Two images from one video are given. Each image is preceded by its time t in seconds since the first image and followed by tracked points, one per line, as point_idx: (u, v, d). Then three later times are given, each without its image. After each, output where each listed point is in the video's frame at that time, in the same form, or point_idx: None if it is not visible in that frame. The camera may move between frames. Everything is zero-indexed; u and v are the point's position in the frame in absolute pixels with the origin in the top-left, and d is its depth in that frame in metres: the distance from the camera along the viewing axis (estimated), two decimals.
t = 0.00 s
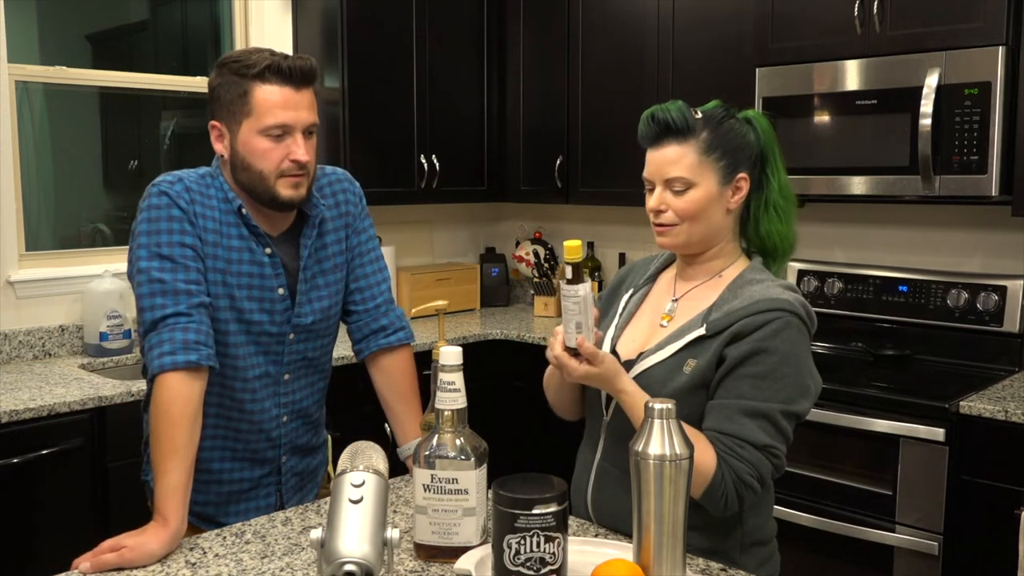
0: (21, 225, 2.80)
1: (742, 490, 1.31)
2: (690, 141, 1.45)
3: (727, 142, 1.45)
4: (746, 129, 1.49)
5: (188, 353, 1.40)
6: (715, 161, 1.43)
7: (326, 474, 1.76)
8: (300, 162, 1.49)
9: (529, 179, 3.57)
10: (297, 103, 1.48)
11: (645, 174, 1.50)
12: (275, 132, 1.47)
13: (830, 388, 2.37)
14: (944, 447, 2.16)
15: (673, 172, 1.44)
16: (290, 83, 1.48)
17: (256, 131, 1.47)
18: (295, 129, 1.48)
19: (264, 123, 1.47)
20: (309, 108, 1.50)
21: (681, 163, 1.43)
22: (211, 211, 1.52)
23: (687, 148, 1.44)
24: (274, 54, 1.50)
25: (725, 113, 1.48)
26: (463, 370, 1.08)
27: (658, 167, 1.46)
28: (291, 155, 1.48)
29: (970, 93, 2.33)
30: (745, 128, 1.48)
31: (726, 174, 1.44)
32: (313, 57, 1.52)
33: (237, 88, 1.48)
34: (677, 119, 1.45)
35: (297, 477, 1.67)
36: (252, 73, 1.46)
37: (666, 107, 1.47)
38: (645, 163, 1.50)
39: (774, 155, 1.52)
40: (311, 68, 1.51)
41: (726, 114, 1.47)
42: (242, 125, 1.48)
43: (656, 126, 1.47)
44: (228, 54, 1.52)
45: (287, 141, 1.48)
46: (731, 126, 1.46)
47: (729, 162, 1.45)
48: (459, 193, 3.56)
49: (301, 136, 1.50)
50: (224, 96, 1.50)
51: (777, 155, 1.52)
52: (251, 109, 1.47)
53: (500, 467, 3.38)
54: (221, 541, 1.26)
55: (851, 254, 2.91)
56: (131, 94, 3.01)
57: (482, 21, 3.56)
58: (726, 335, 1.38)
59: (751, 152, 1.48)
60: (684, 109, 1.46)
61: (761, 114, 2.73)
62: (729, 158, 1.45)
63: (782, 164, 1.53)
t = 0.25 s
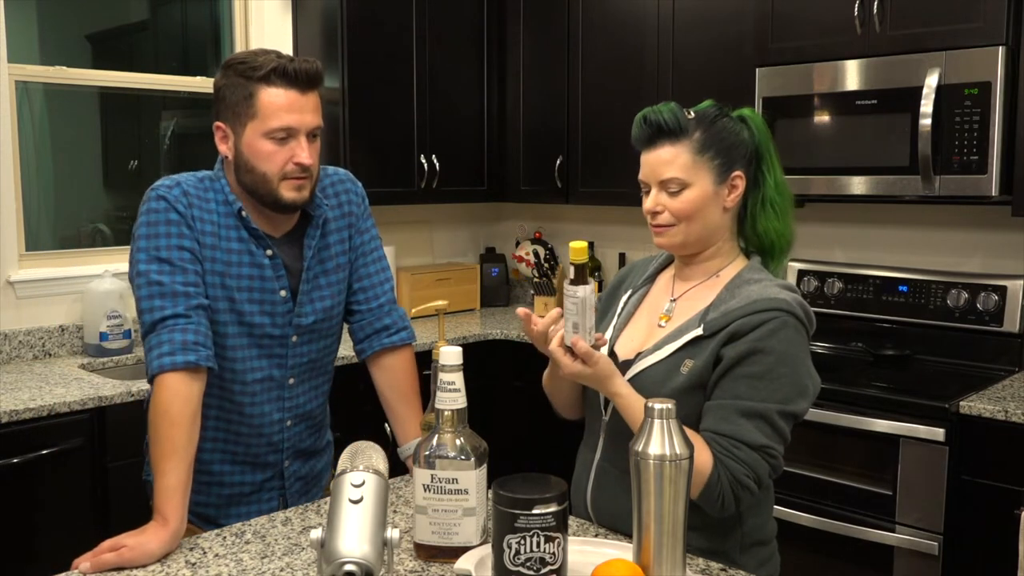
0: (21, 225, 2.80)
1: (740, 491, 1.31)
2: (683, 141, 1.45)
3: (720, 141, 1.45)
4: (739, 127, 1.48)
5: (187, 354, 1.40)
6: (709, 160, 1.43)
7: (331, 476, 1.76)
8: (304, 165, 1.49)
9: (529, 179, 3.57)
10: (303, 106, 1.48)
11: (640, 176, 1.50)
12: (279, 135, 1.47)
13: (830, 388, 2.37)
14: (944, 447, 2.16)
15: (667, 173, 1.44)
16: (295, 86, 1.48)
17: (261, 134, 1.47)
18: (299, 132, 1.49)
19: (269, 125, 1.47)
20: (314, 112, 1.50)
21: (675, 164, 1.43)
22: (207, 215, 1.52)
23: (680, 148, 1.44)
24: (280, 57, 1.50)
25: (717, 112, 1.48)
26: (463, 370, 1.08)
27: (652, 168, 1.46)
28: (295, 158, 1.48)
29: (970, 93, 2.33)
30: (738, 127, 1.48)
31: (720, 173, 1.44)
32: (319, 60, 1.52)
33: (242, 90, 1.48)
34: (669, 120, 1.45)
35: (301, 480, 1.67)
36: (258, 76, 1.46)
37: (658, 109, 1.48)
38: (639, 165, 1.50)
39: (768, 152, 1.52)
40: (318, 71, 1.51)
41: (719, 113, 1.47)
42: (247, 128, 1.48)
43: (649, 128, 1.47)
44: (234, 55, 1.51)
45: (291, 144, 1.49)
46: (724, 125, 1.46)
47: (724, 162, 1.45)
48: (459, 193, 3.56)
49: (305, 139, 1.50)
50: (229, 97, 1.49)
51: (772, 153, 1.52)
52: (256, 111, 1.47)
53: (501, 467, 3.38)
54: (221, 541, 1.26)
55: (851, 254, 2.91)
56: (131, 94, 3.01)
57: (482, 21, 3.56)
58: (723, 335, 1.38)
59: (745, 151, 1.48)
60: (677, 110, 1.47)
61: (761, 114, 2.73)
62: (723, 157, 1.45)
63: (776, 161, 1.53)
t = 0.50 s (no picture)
0: (21, 225, 2.80)
1: (739, 491, 1.31)
2: (674, 142, 1.45)
3: (713, 142, 1.45)
4: (733, 127, 1.48)
5: (182, 354, 1.40)
6: (699, 160, 1.43)
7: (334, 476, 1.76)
8: (298, 167, 1.49)
9: (529, 179, 3.57)
10: (297, 108, 1.49)
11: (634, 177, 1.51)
12: (273, 137, 1.48)
13: (829, 388, 2.37)
14: (944, 447, 2.16)
15: (658, 174, 1.45)
16: (290, 88, 1.48)
17: (254, 135, 1.48)
18: (293, 134, 1.49)
19: (263, 127, 1.47)
20: (308, 114, 1.50)
21: (665, 165, 1.44)
22: (197, 216, 1.52)
23: (671, 149, 1.45)
24: (276, 59, 1.50)
25: (711, 112, 1.48)
26: (463, 370, 1.08)
27: (644, 169, 1.47)
28: (289, 160, 1.48)
29: (970, 93, 2.33)
30: (732, 127, 1.48)
31: (712, 173, 1.44)
32: (314, 63, 1.52)
33: (237, 92, 1.48)
34: (660, 121, 1.46)
35: (304, 481, 1.67)
36: (252, 77, 1.46)
37: (651, 110, 1.48)
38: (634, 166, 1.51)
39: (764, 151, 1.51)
40: (312, 74, 1.51)
41: (712, 113, 1.47)
42: (241, 129, 1.48)
43: (640, 130, 1.48)
44: (230, 57, 1.52)
45: (285, 146, 1.49)
46: (717, 125, 1.46)
47: (716, 162, 1.44)
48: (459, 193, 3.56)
49: (299, 141, 1.50)
50: (224, 99, 1.50)
51: (769, 152, 1.51)
52: (250, 113, 1.47)
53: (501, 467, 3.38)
54: (221, 541, 1.26)
55: (851, 254, 2.91)
56: (131, 94, 3.01)
57: (482, 21, 3.56)
58: (721, 335, 1.38)
59: (739, 150, 1.47)
60: (669, 111, 1.47)
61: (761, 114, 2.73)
62: (715, 157, 1.44)
63: (773, 160, 1.52)
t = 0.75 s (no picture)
0: (21, 225, 2.80)
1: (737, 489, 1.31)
2: (680, 146, 1.45)
3: (720, 150, 1.44)
4: (745, 134, 1.47)
5: (183, 355, 1.40)
6: (702, 169, 1.43)
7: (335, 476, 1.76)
8: (295, 168, 1.49)
9: (529, 179, 3.57)
10: (292, 110, 1.49)
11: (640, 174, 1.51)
12: (269, 139, 1.48)
13: (829, 388, 2.37)
14: (944, 447, 2.16)
15: (660, 175, 1.45)
16: (285, 90, 1.48)
17: (250, 138, 1.47)
18: (289, 136, 1.49)
19: (259, 129, 1.47)
20: (304, 115, 1.50)
21: (668, 168, 1.45)
22: (201, 218, 1.52)
23: (676, 153, 1.45)
24: (270, 61, 1.50)
25: (726, 117, 1.46)
26: (463, 370, 1.08)
27: (648, 168, 1.48)
28: (286, 161, 1.49)
29: (970, 93, 2.33)
30: (744, 134, 1.47)
31: (714, 182, 1.44)
32: (308, 64, 1.52)
33: (232, 95, 1.48)
34: (669, 122, 1.45)
35: (304, 482, 1.67)
36: (247, 80, 1.46)
37: (661, 109, 1.48)
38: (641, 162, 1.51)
39: (779, 160, 1.49)
40: (306, 75, 1.51)
41: (727, 118, 1.46)
42: (238, 132, 1.48)
43: (649, 128, 1.48)
44: (224, 60, 1.51)
45: (281, 148, 1.49)
46: (728, 132, 1.45)
47: (720, 171, 1.44)
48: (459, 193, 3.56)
49: (295, 143, 1.50)
50: (219, 102, 1.49)
51: (783, 160, 1.50)
52: (246, 115, 1.47)
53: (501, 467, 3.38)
54: (221, 541, 1.26)
55: (851, 254, 2.91)
56: (131, 94, 3.01)
57: (482, 21, 3.56)
58: (722, 335, 1.38)
59: (747, 159, 1.47)
60: (680, 112, 1.46)
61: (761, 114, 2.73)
62: (720, 166, 1.44)
63: (788, 169, 1.50)
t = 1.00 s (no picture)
0: (21, 225, 2.80)
1: (739, 493, 1.31)
2: (681, 147, 1.45)
3: (721, 151, 1.44)
4: (748, 135, 1.47)
5: (188, 355, 1.40)
6: (703, 169, 1.43)
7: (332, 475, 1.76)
8: (298, 167, 1.49)
9: (529, 179, 3.57)
10: (297, 109, 1.49)
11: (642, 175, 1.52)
12: (273, 137, 1.48)
13: (829, 388, 2.37)
14: (944, 447, 2.16)
15: (661, 176, 1.46)
16: (289, 89, 1.49)
17: (254, 136, 1.47)
18: (293, 135, 1.49)
19: (263, 127, 1.47)
20: (308, 114, 1.50)
21: (668, 169, 1.45)
22: (207, 220, 1.52)
23: (676, 154, 1.45)
24: (274, 61, 1.50)
25: (730, 118, 1.46)
26: (463, 370, 1.08)
27: (650, 169, 1.48)
28: (289, 160, 1.49)
29: (970, 93, 2.33)
30: (747, 134, 1.46)
31: (716, 182, 1.44)
32: (313, 65, 1.52)
33: (237, 93, 1.48)
34: (669, 124, 1.45)
35: (301, 481, 1.67)
36: (252, 79, 1.46)
37: (662, 110, 1.48)
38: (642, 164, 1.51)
39: (785, 161, 1.48)
40: (311, 75, 1.51)
41: (730, 119, 1.46)
42: (242, 130, 1.49)
43: (650, 130, 1.48)
44: (229, 60, 1.52)
45: (285, 146, 1.49)
46: (730, 133, 1.45)
47: (722, 171, 1.44)
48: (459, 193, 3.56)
49: (299, 141, 1.50)
50: (224, 100, 1.50)
51: (789, 161, 1.48)
52: (251, 113, 1.47)
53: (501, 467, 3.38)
54: (221, 541, 1.26)
55: (851, 254, 2.91)
56: (131, 94, 3.01)
57: (482, 21, 3.56)
58: (726, 338, 1.38)
59: (749, 160, 1.46)
60: (681, 113, 1.46)
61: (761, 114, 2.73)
62: (721, 166, 1.44)
63: (796, 169, 1.49)
